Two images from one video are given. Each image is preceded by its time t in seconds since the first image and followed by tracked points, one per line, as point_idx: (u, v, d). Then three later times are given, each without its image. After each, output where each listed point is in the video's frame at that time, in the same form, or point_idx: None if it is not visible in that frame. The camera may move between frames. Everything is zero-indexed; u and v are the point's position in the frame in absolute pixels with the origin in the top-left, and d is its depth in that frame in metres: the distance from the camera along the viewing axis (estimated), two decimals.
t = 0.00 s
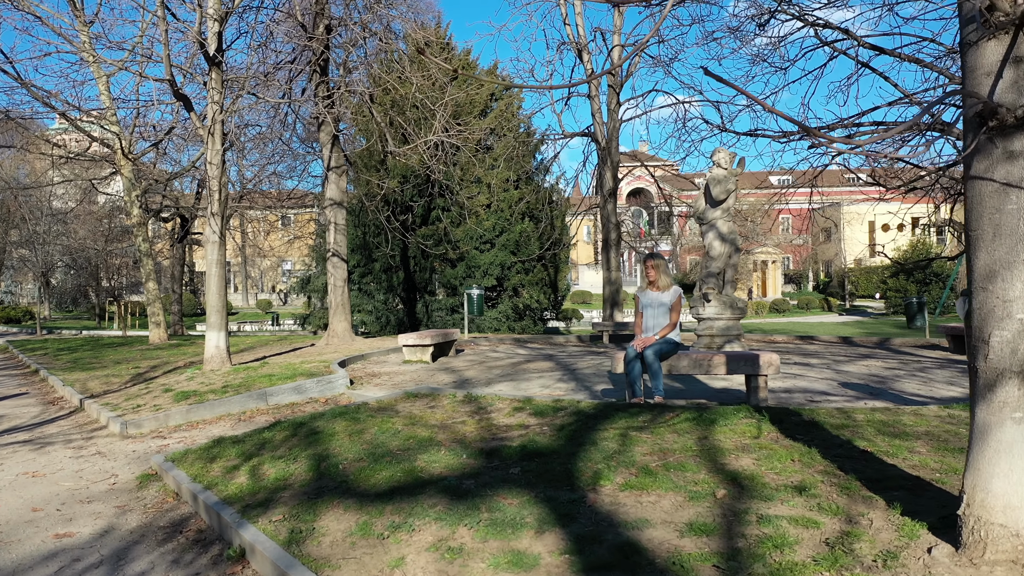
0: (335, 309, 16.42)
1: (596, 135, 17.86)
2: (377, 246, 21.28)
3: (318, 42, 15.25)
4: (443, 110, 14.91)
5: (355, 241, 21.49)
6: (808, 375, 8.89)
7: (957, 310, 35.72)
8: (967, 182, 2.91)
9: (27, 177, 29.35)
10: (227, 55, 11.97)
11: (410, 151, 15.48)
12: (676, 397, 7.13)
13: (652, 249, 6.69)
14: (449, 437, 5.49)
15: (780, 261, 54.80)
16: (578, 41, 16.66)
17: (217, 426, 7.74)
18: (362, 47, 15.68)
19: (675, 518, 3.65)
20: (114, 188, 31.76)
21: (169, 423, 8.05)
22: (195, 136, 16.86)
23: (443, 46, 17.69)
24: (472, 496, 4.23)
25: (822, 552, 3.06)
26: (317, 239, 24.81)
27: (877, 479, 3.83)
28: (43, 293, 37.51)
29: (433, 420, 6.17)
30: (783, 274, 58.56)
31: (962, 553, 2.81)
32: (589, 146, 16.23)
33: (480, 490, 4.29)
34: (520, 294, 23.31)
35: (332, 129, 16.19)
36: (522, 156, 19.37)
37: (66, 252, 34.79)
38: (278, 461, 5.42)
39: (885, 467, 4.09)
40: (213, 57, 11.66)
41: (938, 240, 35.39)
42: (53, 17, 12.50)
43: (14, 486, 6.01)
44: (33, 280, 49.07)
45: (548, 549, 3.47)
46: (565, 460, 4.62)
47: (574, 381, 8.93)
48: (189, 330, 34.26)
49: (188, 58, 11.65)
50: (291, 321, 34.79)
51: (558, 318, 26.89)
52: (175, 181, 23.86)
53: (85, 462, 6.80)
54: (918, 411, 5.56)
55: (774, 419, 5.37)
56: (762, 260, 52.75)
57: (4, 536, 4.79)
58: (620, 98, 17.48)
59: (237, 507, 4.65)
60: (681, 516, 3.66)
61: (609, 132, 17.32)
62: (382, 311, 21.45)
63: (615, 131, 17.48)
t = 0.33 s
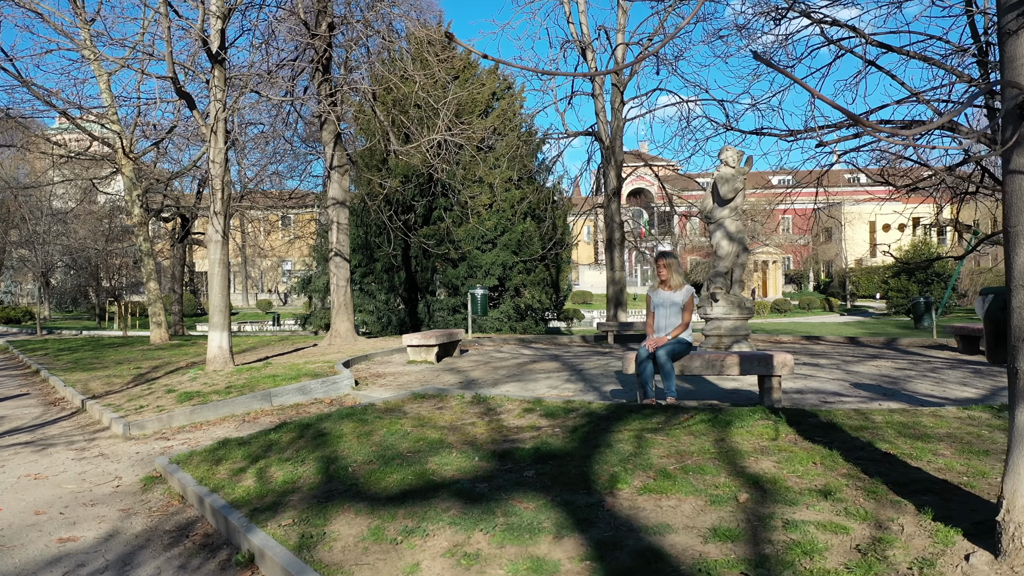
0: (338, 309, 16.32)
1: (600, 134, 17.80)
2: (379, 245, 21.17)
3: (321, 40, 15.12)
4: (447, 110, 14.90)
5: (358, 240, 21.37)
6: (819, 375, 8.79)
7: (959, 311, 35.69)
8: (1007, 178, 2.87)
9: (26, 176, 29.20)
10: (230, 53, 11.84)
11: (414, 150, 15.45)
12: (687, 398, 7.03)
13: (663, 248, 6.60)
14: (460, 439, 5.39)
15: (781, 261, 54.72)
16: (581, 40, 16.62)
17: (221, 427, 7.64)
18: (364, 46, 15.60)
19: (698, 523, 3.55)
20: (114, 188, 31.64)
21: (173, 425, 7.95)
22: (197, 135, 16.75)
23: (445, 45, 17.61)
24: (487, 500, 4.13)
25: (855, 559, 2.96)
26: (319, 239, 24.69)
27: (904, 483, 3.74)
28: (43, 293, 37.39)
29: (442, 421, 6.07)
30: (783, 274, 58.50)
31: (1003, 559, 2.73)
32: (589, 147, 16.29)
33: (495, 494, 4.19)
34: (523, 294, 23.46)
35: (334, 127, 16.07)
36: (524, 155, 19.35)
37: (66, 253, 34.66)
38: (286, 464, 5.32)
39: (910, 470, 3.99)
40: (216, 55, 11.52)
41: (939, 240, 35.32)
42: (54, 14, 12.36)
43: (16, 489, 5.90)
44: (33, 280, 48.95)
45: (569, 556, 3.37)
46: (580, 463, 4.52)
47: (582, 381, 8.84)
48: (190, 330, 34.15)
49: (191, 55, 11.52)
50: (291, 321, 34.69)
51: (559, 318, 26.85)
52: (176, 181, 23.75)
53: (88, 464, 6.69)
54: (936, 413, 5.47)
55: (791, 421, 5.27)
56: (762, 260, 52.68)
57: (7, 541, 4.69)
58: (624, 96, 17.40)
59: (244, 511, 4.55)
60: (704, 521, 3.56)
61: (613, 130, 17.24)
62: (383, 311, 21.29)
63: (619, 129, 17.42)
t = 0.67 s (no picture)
0: (341, 309, 16.21)
1: (604, 133, 17.67)
2: (380, 245, 21.07)
3: (324, 38, 15.02)
4: (450, 108, 14.86)
5: (360, 240, 21.23)
6: (830, 375, 8.71)
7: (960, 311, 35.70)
8: None
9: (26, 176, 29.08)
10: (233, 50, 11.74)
11: (417, 148, 15.42)
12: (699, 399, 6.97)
13: (675, 247, 6.52)
14: (472, 441, 5.30)
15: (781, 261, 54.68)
16: (585, 38, 16.54)
17: (226, 428, 7.56)
18: (366, 44, 15.50)
19: (722, 528, 3.46)
20: (114, 187, 31.54)
21: (177, 425, 7.87)
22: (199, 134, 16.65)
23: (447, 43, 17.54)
24: (503, 504, 4.04)
25: (889, 565, 2.88)
26: (320, 238, 24.60)
27: (932, 486, 3.65)
28: (42, 293, 37.24)
29: (451, 422, 5.99)
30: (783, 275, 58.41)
31: None
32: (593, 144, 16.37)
33: (511, 497, 4.10)
34: (524, 294, 23.43)
35: (336, 125, 15.98)
36: (526, 155, 19.24)
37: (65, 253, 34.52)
38: (295, 466, 5.23)
39: (936, 472, 3.91)
40: (220, 51, 11.41)
41: (939, 240, 35.23)
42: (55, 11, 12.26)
43: (20, 491, 5.81)
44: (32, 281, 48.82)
45: (591, 561, 3.28)
46: (597, 466, 4.44)
47: (589, 382, 8.75)
48: (190, 330, 34.05)
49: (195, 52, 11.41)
50: (291, 322, 34.54)
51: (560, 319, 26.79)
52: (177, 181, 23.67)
53: (92, 465, 6.61)
54: (955, 413, 5.39)
55: (809, 422, 5.19)
56: (762, 261, 52.61)
57: (11, 545, 4.60)
58: (627, 95, 17.32)
59: (254, 514, 4.46)
60: (728, 526, 3.48)
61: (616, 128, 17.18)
62: (384, 311, 21.19)
63: (623, 128, 17.36)
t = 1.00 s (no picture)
0: (343, 309, 16.13)
1: (607, 132, 17.57)
2: (381, 245, 20.98)
3: (326, 37, 14.90)
4: (453, 107, 14.79)
5: (361, 239, 21.14)
6: (841, 376, 8.65)
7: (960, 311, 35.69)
8: None
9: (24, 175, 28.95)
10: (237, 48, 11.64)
11: (419, 148, 15.34)
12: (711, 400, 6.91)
13: (688, 247, 6.46)
14: (486, 443, 5.23)
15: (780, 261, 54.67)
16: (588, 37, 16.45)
17: (233, 430, 7.48)
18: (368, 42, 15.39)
19: (749, 533, 3.39)
20: (113, 186, 31.40)
21: (182, 427, 7.78)
22: (200, 134, 16.56)
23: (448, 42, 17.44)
24: (522, 508, 3.97)
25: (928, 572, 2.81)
26: (320, 238, 24.50)
27: (962, 490, 3.59)
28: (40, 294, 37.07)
29: (463, 424, 5.91)
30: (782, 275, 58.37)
31: None
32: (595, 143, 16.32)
33: (530, 501, 4.03)
34: (525, 294, 23.40)
35: (338, 124, 15.86)
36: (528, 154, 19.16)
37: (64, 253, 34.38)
38: (307, 469, 5.15)
39: (963, 476, 3.85)
40: (224, 50, 11.31)
41: (939, 240, 35.18)
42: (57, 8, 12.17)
43: (27, 494, 5.73)
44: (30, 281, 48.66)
45: (618, 567, 3.20)
46: (616, 468, 4.37)
47: (598, 383, 8.67)
48: (189, 330, 33.93)
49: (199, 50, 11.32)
50: (291, 322, 34.43)
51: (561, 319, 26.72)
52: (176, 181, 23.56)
53: (99, 467, 6.52)
54: (975, 415, 5.33)
55: (828, 424, 5.12)
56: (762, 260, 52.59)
57: (19, 550, 4.51)
58: (631, 94, 17.26)
59: (267, 518, 4.38)
60: (756, 531, 3.41)
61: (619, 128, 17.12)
62: (384, 311, 21.10)
63: (626, 128, 17.30)
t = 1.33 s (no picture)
0: (346, 309, 16.05)
1: (610, 132, 17.54)
2: (382, 244, 20.92)
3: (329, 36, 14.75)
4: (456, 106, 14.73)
5: (361, 239, 21.06)
6: (852, 377, 8.60)
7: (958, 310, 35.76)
8: None
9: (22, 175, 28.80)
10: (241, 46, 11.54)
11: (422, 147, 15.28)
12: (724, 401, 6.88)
13: (703, 247, 6.40)
14: (502, 445, 5.17)
15: (778, 261, 54.66)
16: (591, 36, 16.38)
17: (241, 432, 7.40)
18: (370, 41, 15.27)
19: (780, 537, 3.34)
20: (111, 186, 31.23)
21: (189, 428, 7.69)
22: (201, 134, 16.48)
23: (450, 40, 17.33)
24: (544, 511, 3.91)
25: None
26: (320, 238, 24.41)
27: (992, 492, 3.54)
28: (38, 295, 36.90)
29: (477, 426, 5.86)
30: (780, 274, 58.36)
31: None
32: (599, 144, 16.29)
33: (553, 504, 3.97)
34: (525, 294, 23.37)
35: (341, 124, 15.77)
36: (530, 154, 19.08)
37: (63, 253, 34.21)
38: (321, 471, 5.09)
39: (992, 478, 3.81)
40: (227, 48, 11.22)
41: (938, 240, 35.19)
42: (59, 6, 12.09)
43: (35, 497, 5.66)
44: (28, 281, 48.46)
45: (649, 572, 3.15)
46: (637, 471, 4.32)
47: (608, 383, 8.62)
48: (187, 330, 33.76)
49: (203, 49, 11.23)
50: (290, 322, 34.31)
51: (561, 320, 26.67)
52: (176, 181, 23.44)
53: (107, 469, 6.45)
54: (995, 416, 5.28)
55: (848, 425, 5.08)
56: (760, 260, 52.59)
57: (31, 554, 4.44)
58: (634, 94, 17.23)
59: (284, 521, 4.32)
60: (787, 535, 3.35)
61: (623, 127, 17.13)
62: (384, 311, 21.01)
63: (629, 127, 17.25)
